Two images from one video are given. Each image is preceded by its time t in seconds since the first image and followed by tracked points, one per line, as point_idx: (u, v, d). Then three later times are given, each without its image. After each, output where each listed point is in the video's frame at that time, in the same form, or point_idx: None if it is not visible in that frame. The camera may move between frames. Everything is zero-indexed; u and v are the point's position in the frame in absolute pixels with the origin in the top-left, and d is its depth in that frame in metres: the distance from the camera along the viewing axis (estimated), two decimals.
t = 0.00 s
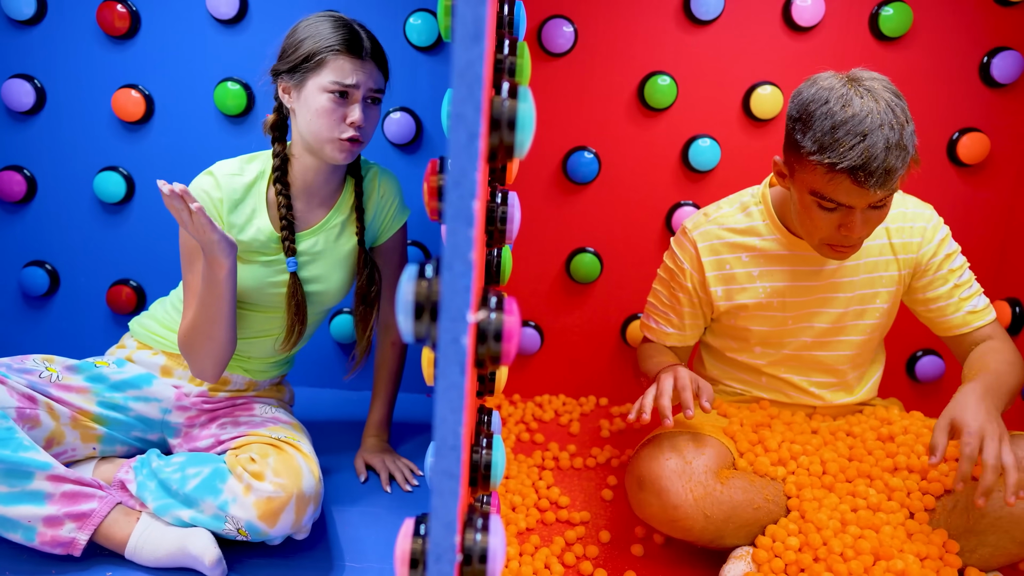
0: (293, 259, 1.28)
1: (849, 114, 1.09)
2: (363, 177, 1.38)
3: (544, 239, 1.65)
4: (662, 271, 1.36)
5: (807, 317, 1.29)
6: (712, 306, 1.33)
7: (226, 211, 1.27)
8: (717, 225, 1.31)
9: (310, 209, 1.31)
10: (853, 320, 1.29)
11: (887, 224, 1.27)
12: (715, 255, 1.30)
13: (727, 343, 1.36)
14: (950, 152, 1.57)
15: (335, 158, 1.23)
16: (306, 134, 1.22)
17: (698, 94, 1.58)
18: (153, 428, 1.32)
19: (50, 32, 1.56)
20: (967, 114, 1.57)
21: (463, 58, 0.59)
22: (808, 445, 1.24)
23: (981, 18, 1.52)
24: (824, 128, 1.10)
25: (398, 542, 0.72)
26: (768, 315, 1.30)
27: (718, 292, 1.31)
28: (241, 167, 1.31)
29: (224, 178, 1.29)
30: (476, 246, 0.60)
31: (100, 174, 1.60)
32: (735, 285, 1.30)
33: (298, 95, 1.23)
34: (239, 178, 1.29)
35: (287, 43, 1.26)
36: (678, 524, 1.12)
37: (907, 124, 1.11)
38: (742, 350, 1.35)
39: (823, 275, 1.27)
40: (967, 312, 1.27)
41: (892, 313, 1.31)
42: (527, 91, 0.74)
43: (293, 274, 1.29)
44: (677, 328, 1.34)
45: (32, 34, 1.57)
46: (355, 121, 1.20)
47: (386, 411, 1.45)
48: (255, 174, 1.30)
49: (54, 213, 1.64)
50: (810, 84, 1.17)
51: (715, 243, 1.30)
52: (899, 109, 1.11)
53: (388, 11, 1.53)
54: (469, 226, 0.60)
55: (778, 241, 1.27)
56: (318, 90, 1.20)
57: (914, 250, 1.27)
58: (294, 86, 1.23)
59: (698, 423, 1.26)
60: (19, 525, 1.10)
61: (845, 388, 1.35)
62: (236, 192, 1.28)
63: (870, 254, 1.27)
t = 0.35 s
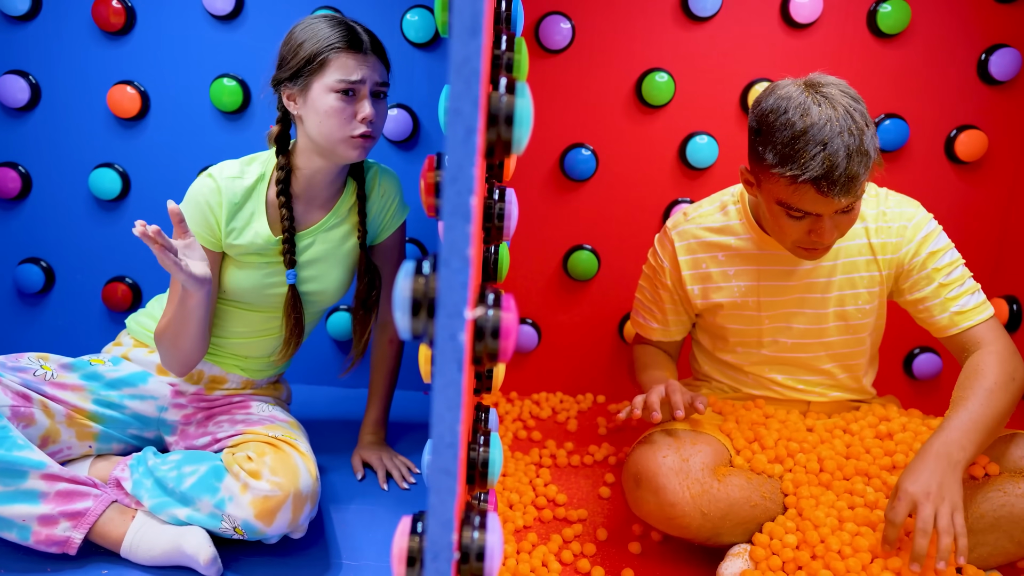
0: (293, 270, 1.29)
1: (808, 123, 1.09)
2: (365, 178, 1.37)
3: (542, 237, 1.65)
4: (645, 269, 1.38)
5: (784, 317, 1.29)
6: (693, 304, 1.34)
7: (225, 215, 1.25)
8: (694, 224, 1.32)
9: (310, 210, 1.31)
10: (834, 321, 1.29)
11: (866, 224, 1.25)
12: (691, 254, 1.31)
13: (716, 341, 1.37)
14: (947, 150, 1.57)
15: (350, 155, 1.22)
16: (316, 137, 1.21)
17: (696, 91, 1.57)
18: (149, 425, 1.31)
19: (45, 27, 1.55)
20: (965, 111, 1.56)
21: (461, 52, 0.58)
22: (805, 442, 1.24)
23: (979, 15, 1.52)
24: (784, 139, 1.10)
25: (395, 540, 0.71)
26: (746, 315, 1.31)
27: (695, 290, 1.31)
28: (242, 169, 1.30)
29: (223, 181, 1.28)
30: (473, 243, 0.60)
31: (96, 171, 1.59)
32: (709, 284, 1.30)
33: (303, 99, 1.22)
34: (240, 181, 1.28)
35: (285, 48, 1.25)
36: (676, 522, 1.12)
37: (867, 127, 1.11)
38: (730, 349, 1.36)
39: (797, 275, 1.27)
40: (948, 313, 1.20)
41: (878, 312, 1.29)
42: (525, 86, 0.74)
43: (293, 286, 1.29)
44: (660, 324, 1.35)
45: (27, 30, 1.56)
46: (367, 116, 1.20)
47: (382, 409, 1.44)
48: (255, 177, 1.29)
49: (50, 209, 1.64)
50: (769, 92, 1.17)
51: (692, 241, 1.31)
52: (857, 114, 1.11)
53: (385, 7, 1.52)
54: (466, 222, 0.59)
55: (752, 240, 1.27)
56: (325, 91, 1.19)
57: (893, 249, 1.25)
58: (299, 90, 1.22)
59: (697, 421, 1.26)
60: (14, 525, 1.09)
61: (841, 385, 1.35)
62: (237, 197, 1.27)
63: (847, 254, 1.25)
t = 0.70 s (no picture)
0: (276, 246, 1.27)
1: (803, 122, 1.08)
2: (358, 169, 1.37)
3: (542, 232, 1.64)
4: (641, 265, 1.38)
5: (780, 317, 1.29)
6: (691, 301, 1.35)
7: (211, 197, 1.25)
8: (691, 221, 1.32)
9: (298, 197, 1.30)
10: (831, 320, 1.29)
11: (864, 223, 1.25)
12: (687, 252, 1.31)
13: (714, 339, 1.37)
14: (948, 146, 1.57)
15: (334, 146, 1.22)
16: (305, 120, 1.21)
17: (696, 86, 1.57)
18: (148, 420, 1.31)
19: (44, 21, 1.55)
20: (966, 107, 1.56)
21: (464, 45, 0.58)
22: (806, 439, 1.24)
23: (980, 11, 1.52)
24: (779, 139, 1.09)
25: (395, 534, 0.71)
26: (741, 314, 1.31)
27: (690, 287, 1.31)
28: (232, 152, 1.30)
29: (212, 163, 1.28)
30: (476, 237, 0.60)
31: (94, 165, 1.58)
32: (703, 282, 1.30)
33: (299, 80, 1.22)
34: (228, 164, 1.28)
35: (293, 29, 1.26)
36: (676, 519, 1.12)
37: (861, 125, 1.11)
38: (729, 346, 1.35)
39: (791, 274, 1.27)
40: (945, 315, 1.20)
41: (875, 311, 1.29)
42: (527, 80, 0.73)
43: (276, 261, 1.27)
44: (657, 321, 1.36)
45: (25, 23, 1.55)
46: (355, 109, 1.19)
47: (381, 405, 1.44)
48: (244, 160, 1.29)
49: (49, 204, 1.63)
50: (763, 91, 1.17)
51: (689, 239, 1.31)
52: (852, 112, 1.11)
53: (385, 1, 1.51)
54: (469, 216, 0.59)
55: (747, 239, 1.27)
56: (319, 76, 1.19)
57: (890, 249, 1.24)
58: (296, 70, 1.22)
59: (697, 417, 1.26)
60: (13, 521, 1.09)
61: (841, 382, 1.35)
62: (224, 178, 1.27)
63: (843, 253, 1.25)
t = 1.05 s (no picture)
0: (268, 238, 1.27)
1: (817, 101, 1.09)
2: (349, 161, 1.37)
3: (543, 228, 1.64)
4: (649, 256, 1.37)
5: (787, 311, 1.29)
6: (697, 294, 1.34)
7: (205, 183, 1.25)
8: (700, 214, 1.32)
9: (287, 184, 1.30)
10: (839, 315, 1.29)
11: (878, 221, 1.26)
12: (696, 245, 1.31)
13: (719, 333, 1.37)
14: (951, 142, 1.57)
15: (316, 132, 1.22)
16: (283, 111, 1.22)
17: (698, 81, 1.57)
18: (148, 415, 1.31)
19: (45, 14, 1.54)
20: (968, 103, 1.56)
21: (468, 39, 0.58)
22: (807, 434, 1.24)
23: (983, 6, 1.52)
24: (795, 119, 1.09)
25: (397, 528, 0.71)
26: (749, 308, 1.30)
27: (698, 280, 1.31)
28: (223, 140, 1.30)
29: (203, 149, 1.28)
30: (479, 231, 0.60)
31: (96, 160, 1.58)
32: (713, 275, 1.30)
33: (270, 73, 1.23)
34: (220, 150, 1.28)
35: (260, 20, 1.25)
36: (677, 513, 1.12)
37: (876, 102, 1.11)
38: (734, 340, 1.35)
39: (803, 268, 1.27)
40: (962, 312, 1.24)
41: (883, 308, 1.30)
42: (530, 74, 0.73)
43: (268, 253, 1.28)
44: (662, 313, 1.35)
45: (26, 17, 1.55)
46: (327, 93, 1.19)
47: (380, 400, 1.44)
48: (234, 148, 1.30)
49: (49, 199, 1.63)
50: (773, 79, 1.17)
51: (699, 232, 1.31)
52: (865, 90, 1.11)
53: None
54: (472, 209, 0.59)
55: (757, 232, 1.27)
56: (287, 66, 1.19)
57: (903, 246, 1.25)
58: (266, 64, 1.22)
59: (698, 412, 1.26)
60: (14, 516, 1.09)
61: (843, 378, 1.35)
62: (216, 164, 1.27)
63: (856, 249, 1.26)
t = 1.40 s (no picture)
0: (263, 236, 1.28)
1: (868, 78, 1.12)
2: (342, 158, 1.38)
3: (544, 225, 1.64)
4: (659, 247, 1.38)
5: (801, 305, 1.31)
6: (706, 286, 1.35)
7: (196, 178, 1.26)
8: (714, 206, 1.33)
9: (279, 178, 1.31)
10: (850, 310, 1.31)
11: (888, 220, 1.29)
12: (711, 236, 1.32)
13: (725, 327, 1.37)
14: (952, 140, 1.57)
15: (282, 110, 1.21)
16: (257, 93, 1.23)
17: (700, 79, 1.57)
18: (149, 412, 1.31)
19: (47, 11, 1.55)
20: (970, 101, 1.56)
21: (471, 38, 0.58)
22: (807, 432, 1.25)
23: (984, 5, 1.52)
24: (845, 95, 1.11)
25: (399, 524, 0.72)
26: (762, 301, 1.31)
27: (711, 272, 1.32)
28: (216, 135, 1.31)
29: (195, 146, 1.29)
30: (481, 229, 0.60)
31: (98, 156, 1.59)
32: (728, 267, 1.31)
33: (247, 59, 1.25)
34: (212, 146, 1.29)
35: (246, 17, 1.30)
36: (676, 509, 1.13)
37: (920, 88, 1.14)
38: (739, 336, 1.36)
39: (820, 262, 1.28)
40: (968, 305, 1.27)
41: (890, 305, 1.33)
42: (532, 71, 0.73)
43: (264, 252, 1.28)
44: (668, 304, 1.36)
45: (28, 14, 1.55)
46: (292, 67, 1.19)
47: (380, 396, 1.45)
48: (227, 142, 1.31)
49: (51, 195, 1.63)
50: (814, 70, 1.20)
51: (715, 224, 1.32)
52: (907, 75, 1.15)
53: None
54: (475, 207, 0.59)
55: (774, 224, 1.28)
56: (257, 46, 1.21)
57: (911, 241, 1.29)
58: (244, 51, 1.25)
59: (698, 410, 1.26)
60: (16, 513, 1.09)
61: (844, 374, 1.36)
62: (208, 159, 1.28)
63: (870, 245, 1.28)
